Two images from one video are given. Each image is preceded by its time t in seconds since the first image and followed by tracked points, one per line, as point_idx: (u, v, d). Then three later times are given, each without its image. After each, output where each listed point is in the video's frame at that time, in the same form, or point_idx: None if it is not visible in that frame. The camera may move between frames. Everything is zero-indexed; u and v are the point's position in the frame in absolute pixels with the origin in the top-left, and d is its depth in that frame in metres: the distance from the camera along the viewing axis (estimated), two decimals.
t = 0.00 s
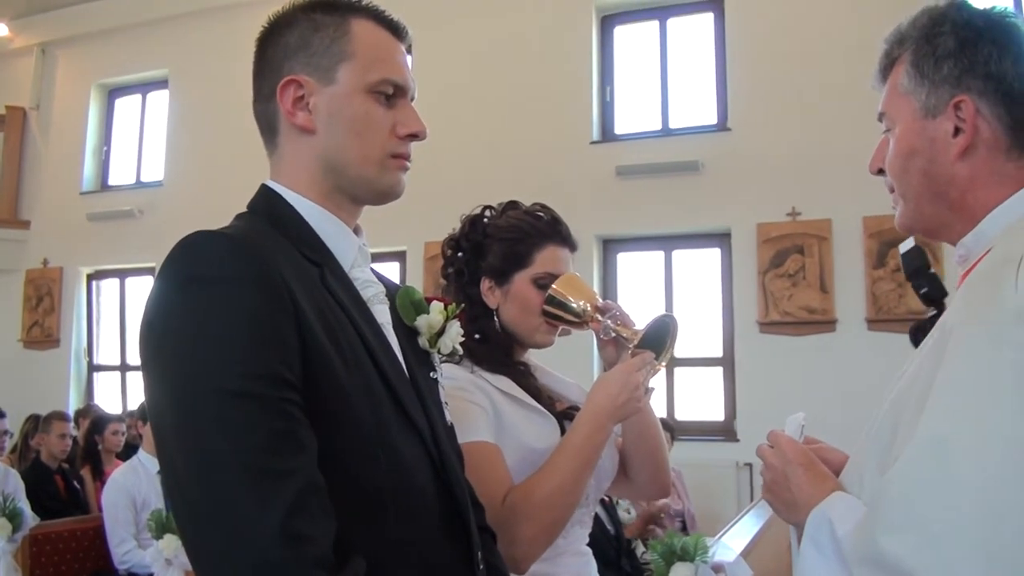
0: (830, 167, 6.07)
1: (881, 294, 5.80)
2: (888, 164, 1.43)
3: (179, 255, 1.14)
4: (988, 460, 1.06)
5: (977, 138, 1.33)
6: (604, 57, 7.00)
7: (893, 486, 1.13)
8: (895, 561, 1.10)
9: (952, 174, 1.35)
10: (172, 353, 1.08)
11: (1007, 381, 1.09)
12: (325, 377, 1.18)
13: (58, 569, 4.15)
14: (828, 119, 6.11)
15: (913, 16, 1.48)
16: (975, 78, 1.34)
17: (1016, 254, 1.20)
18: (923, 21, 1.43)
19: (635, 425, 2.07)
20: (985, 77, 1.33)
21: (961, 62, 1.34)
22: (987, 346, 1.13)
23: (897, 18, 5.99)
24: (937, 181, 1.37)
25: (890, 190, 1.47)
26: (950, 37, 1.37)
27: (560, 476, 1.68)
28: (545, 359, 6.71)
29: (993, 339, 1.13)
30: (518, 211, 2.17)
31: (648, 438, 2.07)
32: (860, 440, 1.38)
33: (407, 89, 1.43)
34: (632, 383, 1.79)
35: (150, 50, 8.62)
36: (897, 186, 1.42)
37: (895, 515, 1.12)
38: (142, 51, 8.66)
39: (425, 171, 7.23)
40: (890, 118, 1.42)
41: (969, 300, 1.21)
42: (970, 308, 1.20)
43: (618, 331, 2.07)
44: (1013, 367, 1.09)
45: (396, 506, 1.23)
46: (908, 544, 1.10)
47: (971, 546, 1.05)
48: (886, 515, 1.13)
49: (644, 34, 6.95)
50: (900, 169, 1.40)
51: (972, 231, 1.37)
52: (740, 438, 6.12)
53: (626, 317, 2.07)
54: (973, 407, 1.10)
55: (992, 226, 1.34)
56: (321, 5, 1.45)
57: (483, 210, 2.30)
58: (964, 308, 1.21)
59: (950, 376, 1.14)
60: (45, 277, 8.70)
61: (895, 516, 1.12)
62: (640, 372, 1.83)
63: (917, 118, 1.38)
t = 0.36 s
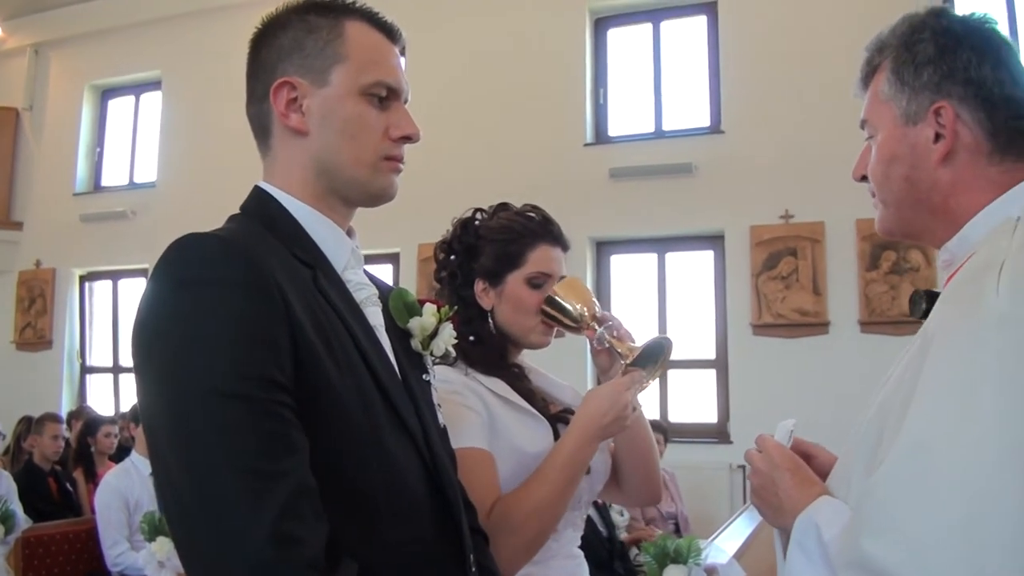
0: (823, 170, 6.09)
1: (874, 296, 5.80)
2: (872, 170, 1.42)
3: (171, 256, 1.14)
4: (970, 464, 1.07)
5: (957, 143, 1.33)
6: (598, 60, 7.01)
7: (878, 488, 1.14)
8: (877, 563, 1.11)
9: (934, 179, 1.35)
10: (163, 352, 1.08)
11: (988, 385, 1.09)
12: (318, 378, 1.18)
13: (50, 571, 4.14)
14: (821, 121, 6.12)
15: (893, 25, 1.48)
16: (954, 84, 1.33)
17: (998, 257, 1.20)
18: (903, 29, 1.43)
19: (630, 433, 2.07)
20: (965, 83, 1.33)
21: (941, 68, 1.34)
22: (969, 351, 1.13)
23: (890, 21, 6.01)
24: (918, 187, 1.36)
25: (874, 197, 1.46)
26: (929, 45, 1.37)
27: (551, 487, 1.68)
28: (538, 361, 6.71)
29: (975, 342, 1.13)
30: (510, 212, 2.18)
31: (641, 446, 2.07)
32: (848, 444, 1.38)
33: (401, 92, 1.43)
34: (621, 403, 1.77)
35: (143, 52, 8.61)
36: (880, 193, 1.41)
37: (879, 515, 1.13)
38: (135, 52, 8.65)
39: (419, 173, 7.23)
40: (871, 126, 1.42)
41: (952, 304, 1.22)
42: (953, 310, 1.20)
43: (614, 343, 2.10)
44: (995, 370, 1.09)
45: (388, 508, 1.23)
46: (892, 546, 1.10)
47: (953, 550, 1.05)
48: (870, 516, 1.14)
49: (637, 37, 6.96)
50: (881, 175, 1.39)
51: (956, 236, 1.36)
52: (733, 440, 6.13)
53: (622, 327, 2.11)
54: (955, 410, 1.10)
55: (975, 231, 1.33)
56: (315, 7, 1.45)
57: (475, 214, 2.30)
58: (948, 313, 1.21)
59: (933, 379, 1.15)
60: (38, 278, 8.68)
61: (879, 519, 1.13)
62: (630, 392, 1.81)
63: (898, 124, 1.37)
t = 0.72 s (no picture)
0: (820, 172, 6.09)
1: (871, 298, 5.81)
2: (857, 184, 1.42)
3: (170, 258, 1.14)
4: (953, 465, 1.05)
5: (936, 149, 1.33)
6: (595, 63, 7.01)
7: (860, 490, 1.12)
8: (862, 565, 1.08)
9: (916, 187, 1.35)
10: (162, 352, 1.08)
11: (970, 386, 1.08)
12: (316, 382, 1.19)
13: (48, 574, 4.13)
14: (818, 124, 6.13)
15: (861, 46, 1.49)
16: (928, 92, 1.34)
17: (979, 260, 1.19)
18: (870, 48, 1.44)
19: (627, 445, 2.08)
20: (938, 89, 1.33)
21: (912, 79, 1.35)
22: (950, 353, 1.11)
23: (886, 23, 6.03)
24: (903, 196, 1.36)
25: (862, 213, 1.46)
26: (899, 56, 1.37)
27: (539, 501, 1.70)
28: (535, 364, 6.70)
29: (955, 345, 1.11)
30: (504, 215, 2.19)
31: (638, 458, 2.08)
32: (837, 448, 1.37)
33: (399, 95, 1.43)
34: (612, 423, 1.79)
35: (141, 54, 8.61)
36: (869, 207, 1.41)
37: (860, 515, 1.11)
38: (133, 54, 8.65)
39: (416, 175, 7.23)
40: (854, 144, 1.42)
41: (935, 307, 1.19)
42: (934, 313, 1.18)
43: (610, 362, 2.09)
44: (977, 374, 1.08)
45: (384, 511, 1.23)
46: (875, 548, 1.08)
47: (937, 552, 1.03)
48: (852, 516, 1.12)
49: (634, 39, 6.97)
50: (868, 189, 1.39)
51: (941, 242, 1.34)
52: (731, 442, 6.13)
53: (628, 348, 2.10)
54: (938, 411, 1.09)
55: (958, 237, 1.30)
56: (314, 10, 1.45)
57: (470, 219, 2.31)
58: (930, 315, 1.19)
59: (917, 380, 1.13)
60: (35, 280, 8.67)
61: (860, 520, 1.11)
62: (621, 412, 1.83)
63: (879, 139, 1.37)
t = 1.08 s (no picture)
0: (819, 173, 6.09)
1: (871, 300, 5.81)
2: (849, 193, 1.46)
3: (171, 261, 1.14)
4: (926, 463, 1.04)
5: (923, 155, 1.36)
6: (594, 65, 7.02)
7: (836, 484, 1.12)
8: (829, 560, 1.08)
9: (906, 193, 1.37)
10: (163, 351, 1.08)
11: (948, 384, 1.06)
12: (316, 383, 1.19)
13: None
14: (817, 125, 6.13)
15: (849, 59, 1.53)
16: (913, 98, 1.37)
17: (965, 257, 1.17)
18: (857, 59, 1.48)
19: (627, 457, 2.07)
20: (923, 96, 1.36)
21: (898, 86, 1.38)
22: (929, 350, 1.10)
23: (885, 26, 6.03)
24: (895, 202, 1.39)
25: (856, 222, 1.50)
26: (883, 66, 1.42)
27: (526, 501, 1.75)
28: (536, 365, 6.70)
29: (933, 342, 1.10)
30: (506, 215, 2.19)
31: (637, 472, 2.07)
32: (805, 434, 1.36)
33: (401, 98, 1.43)
34: (607, 442, 1.80)
35: (140, 56, 8.61)
36: (862, 215, 1.45)
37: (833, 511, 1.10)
38: (133, 55, 8.65)
39: (415, 177, 7.23)
40: (844, 153, 1.46)
41: (915, 307, 1.17)
42: (914, 307, 1.17)
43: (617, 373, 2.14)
44: (954, 371, 1.07)
45: (384, 511, 1.23)
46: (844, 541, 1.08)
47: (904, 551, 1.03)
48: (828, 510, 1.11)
49: (633, 41, 6.97)
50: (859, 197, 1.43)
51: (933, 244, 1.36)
52: (731, 444, 6.13)
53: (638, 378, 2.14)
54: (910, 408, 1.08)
55: (951, 239, 1.32)
56: (317, 13, 1.45)
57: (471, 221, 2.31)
58: (911, 310, 1.18)
59: (896, 377, 1.11)
60: (35, 281, 8.67)
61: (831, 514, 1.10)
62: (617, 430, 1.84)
63: (867, 147, 1.41)
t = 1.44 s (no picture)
0: (819, 174, 6.10)
1: (871, 301, 5.81)
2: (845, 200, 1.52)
3: (175, 262, 1.14)
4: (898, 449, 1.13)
5: (918, 160, 1.42)
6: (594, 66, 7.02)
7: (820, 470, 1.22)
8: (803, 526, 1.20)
9: (903, 197, 1.43)
10: (168, 356, 1.08)
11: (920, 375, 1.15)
12: (320, 386, 1.18)
13: None
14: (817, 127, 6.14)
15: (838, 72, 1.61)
16: (904, 105, 1.43)
17: (944, 267, 1.27)
18: (847, 70, 1.55)
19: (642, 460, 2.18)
20: (914, 102, 1.43)
21: (889, 94, 1.45)
22: (908, 347, 1.19)
23: (885, 27, 6.04)
24: (892, 208, 1.45)
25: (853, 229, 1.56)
26: (873, 75, 1.48)
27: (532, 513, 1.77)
28: (536, 367, 6.69)
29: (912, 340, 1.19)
30: (505, 218, 2.21)
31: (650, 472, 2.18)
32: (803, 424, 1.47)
33: (406, 100, 1.43)
34: (619, 467, 1.82)
35: (141, 58, 8.61)
36: (859, 222, 1.51)
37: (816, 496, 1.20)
38: (133, 57, 8.66)
39: (416, 178, 7.22)
40: (838, 163, 1.52)
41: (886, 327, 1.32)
42: (902, 320, 1.28)
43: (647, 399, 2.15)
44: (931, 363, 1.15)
45: (387, 515, 1.23)
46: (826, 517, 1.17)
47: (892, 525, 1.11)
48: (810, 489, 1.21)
49: (633, 42, 6.98)
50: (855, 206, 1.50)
51: (930, 247, 1.43)
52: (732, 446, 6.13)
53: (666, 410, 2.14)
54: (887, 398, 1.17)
55: (950, 239, 1.39)
56: (323, 15, 1.45)
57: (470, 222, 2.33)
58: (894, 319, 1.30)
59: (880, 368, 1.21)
60: (35, 283, 8.66)
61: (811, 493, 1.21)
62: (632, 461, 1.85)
63: (862, 155, 1.47)
